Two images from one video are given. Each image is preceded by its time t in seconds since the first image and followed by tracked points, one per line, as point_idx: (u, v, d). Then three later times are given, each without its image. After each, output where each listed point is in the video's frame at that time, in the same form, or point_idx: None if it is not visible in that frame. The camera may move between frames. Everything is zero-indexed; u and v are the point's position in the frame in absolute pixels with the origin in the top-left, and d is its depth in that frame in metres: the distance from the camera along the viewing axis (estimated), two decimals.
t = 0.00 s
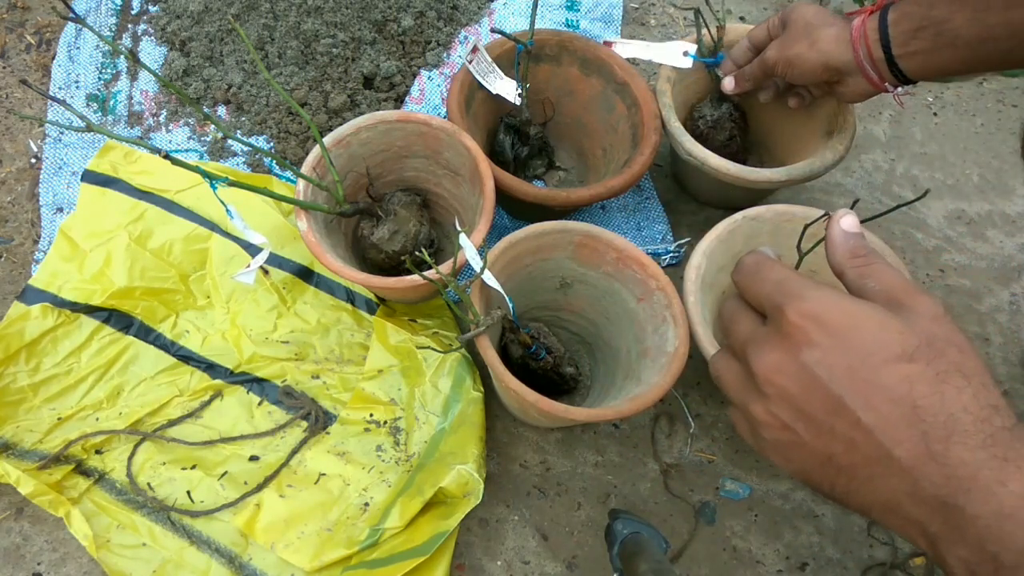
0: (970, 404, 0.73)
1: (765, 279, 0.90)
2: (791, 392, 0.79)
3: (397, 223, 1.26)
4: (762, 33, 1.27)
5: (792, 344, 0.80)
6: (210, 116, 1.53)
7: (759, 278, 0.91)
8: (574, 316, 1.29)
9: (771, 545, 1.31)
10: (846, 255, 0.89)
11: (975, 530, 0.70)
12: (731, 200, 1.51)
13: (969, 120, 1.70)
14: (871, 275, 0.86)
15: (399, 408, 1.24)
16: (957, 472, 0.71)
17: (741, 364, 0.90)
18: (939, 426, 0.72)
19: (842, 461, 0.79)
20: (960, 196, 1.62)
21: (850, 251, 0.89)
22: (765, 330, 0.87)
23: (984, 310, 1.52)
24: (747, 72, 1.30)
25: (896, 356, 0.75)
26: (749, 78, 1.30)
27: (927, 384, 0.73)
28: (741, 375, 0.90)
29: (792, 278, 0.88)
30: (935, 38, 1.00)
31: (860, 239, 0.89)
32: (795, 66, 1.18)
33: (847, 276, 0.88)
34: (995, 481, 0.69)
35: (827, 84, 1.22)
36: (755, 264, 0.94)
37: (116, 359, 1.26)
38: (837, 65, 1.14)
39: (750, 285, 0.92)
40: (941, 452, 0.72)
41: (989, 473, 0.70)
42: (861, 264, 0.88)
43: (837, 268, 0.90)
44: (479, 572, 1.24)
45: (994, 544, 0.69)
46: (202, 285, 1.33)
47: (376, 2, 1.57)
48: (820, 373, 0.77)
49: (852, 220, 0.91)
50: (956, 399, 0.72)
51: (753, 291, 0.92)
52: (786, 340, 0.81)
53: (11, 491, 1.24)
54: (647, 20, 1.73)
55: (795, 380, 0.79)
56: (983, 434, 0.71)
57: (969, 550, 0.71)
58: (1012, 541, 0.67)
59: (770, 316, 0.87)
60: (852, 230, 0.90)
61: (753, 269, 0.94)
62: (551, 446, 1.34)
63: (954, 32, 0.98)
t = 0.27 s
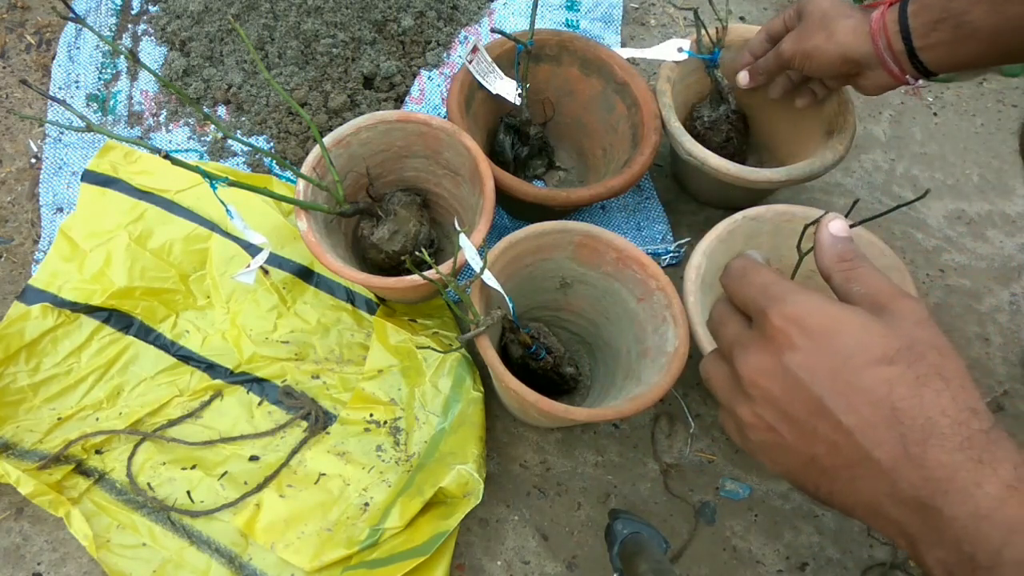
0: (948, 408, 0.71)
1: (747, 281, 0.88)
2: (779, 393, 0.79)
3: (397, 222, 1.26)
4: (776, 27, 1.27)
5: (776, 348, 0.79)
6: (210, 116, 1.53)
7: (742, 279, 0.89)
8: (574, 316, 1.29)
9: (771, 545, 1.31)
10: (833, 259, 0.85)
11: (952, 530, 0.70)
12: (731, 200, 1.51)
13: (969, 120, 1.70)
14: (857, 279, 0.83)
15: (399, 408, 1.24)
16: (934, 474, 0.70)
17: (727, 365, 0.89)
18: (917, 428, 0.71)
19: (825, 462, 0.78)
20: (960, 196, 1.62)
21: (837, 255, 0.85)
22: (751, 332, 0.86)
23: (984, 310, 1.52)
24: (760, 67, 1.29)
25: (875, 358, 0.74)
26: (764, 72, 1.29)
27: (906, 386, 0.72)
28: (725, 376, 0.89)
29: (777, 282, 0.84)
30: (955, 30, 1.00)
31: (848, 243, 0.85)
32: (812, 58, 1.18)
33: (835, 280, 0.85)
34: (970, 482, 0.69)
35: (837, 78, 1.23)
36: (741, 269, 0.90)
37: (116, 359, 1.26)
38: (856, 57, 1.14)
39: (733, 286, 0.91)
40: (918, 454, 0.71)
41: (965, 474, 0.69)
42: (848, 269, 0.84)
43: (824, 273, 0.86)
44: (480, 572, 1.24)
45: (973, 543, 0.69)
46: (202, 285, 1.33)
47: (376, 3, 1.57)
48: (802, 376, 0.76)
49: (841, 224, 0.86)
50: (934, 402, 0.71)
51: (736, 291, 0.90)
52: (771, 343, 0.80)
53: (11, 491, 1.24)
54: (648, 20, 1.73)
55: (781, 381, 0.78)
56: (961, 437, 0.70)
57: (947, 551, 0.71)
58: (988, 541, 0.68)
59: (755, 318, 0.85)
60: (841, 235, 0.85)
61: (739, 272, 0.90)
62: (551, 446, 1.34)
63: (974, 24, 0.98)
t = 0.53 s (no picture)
0: (945, 394, 0.75)
1: (749, 261, 0.89)
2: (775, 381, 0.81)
3: (397, 222, 1.26)
4: None
5: (776, 331, 0.81)
6: (210, 116, 1.53)
7: (745, 260, 0.90)
8: (574, 316, 1.29)
9: (771, 545, 1.31)
10: (835, 241, 0.86)
11: (942, 514, 0.76)
12: (731, 200, 1.51)
13: (969, 120, 1.70)
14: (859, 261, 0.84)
15: (399, 408, 1.24)
16: (929, 460, 0.75)
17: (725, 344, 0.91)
18: (913, 414, 0.75)
19: (822, 443, 0.81)
20: (960, 196, 1.62)
21: (840, 236, 0.86)
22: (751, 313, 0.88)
23: (984, 310, 1.52)
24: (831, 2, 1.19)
25: (876, 344, 0.76)
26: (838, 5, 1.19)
27: (904, 372, 0.75)
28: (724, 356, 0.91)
29: (780, 264, 0.85)
30: None
31: (851, 226, 0.86)
32: None
33: (836, 261, 0.87)
34: (963, 470, 0.74)
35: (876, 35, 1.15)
36: (746, 250, 0.90)
37: (116, 358, 1.26)
38: None
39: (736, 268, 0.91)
40: (914, 440, 0.75)
41: (959, 461, 0.74)
42: (850, 251, 0.86)
43: (826, 253, 0.88)
44: (479, 572, 1.24)
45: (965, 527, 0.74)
46: (202, 285, 1.33)
47: (376, 3, 1.57)
48: (801, 360, 0.78)
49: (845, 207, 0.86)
50: (932, 388, 0.75)
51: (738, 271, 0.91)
52: (771, 325, 0.82)
53: (11, 491, 1.24)
54: (647, 20, 1.73)
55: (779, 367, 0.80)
56: (955, 424, 0.74)
57: (939, 532, 0.77)
58: (975, 524, 0.74)
59: (756, 300, 0.86)
60: (846, 217, 0.85)
61: (743, 254, 0.91)
62: (551, 446, 1.34)
63: None
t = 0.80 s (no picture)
0: (929, 404, 0.74)
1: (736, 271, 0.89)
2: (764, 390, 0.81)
3: (397, 222, 1.26)
4: None
5: (761, 343, 0.81)
6: (210, 116, 1.53)
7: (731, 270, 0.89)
8: (574, 316, 1.29)
9: (771, 545, 1.31)
10: (821, 245, 0.85)
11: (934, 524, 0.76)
12: (730, 200, 1.51)
13: (969, 120, 1.70)
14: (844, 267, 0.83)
15: (399, 408, 1.24)
16: (913, 470, 0.74)
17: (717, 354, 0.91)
18: (896, 424, 0.74)
19: (808, 453, 0.82)
20: (960, 196, 1.62)
21: (825, 241, 0.85)
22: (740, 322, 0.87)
23: (984, 310, 1.52)
24: None
25: (860, 355, 0.75)
26: None
27: (887, 383, 0.74)
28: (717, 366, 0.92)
29: (765, 273, 0.85)
30: None
31: (836, 229, 0.85)
32: None
33: (823, 266, 0.85)
34: (946, 480, 0.74)
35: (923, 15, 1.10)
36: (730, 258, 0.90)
37: (116, 358, 1.26)
38: None
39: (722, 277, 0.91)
40: (897, 448, 0.74)
41: (941, 472, 0.74)
42: (836, 255, 0.84)
43: (812, 258, 0.86)
44: (479, 572, 1.24)
45: (948, 533, 0.75)
46: (202, 285, 1.33)
47: (376, 3, 1.57)
48: (787, 371, 0.78)
49: (831, 212, 0.85)
50: (915, 398, 0.74)
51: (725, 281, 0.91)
52: (756, 338, 0.82)
53: (11, 491, 1.24)
54: (648, 20, 1.73)
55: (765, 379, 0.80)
56: (939, 434, 0.74)
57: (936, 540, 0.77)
58: (956, 535, 0.75)
59: (743, 310, 0.86)
60: (830, 221, 0.84)
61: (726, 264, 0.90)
62: (551, 446, 1.34)
63: None
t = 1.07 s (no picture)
0: (919, 438, 0.75)
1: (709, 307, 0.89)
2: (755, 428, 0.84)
3: (397, 222, 1.26)
4: None
5: (744, 389, 0.83)
6: (210, 116, 1.53)
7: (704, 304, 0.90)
8: (574, 316, 1.29)
9: (771, 545, 1.31)
10: (789, 266, 0.85)
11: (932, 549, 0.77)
12: (731, 200, 1.51)
13: (969, 120, 1.70)
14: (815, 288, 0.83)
15: (399, 408, 1.24)
16: (910, 508, 0.76)
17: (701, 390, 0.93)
18: (889, 462, 0.76)
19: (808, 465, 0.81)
20: (960, 195, 1.62)
21: (791, 261, 0.85)
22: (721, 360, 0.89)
23: (984, 310, 1.52)
24: None
25: (846, 394, 0.76)
26: None
27: (876, 420, 0.75)
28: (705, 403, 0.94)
29: (737, 312, 0.85)
30: None
31: (801, 248, 0.86)
32: None
33: (794, 287, 0.85)
34: (941, 518, 0.75)
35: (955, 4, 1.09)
36: (702, 295, 0.90)
37: (116, 358, 1.26)
38: None
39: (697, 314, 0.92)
40: (893, 487, 0.76)
41: (936, 508, 0.75)
42: (806, 274, 0.84)
43: (782, 281, 0.86)
44: (480, 572, 1.24)
45: (943, 557, 0.76)
46: (202, 285, 1.33)
47: (376, 2, 1.57)
48: (772, 416, 0.80)
49: (791, 227, 0.88)
50: (905, 434, 0.75)
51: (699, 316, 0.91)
52: (738, 383, 0.84)
53: (11, 491, 1.24)
54: (648, 20, 1.73)
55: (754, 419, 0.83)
56: (932, 470, 0.75)
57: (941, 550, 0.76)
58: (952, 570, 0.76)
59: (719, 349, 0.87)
60: (790, 239, 0.87)
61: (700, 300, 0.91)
62: (551, 446, 1.34)
63: None
